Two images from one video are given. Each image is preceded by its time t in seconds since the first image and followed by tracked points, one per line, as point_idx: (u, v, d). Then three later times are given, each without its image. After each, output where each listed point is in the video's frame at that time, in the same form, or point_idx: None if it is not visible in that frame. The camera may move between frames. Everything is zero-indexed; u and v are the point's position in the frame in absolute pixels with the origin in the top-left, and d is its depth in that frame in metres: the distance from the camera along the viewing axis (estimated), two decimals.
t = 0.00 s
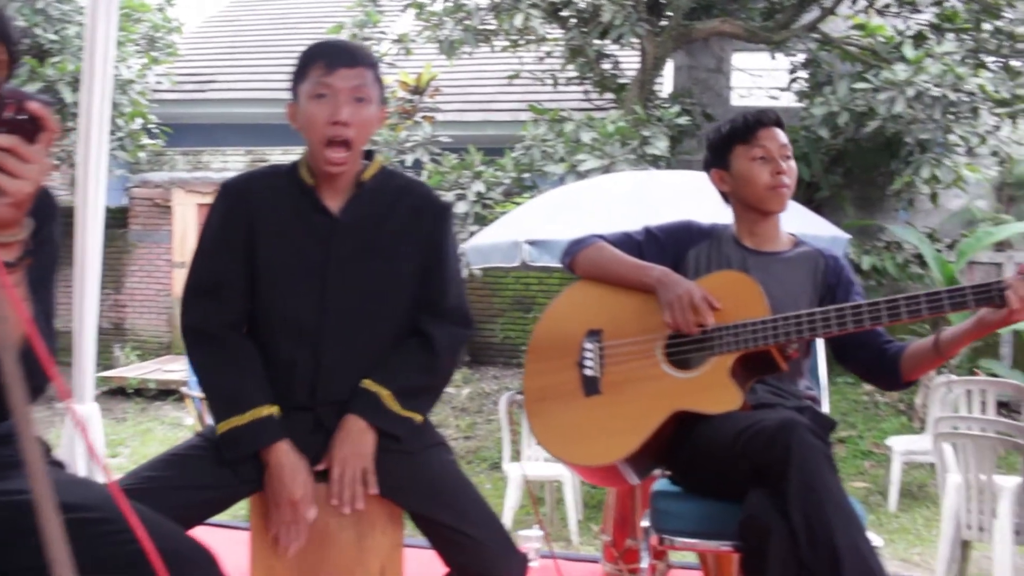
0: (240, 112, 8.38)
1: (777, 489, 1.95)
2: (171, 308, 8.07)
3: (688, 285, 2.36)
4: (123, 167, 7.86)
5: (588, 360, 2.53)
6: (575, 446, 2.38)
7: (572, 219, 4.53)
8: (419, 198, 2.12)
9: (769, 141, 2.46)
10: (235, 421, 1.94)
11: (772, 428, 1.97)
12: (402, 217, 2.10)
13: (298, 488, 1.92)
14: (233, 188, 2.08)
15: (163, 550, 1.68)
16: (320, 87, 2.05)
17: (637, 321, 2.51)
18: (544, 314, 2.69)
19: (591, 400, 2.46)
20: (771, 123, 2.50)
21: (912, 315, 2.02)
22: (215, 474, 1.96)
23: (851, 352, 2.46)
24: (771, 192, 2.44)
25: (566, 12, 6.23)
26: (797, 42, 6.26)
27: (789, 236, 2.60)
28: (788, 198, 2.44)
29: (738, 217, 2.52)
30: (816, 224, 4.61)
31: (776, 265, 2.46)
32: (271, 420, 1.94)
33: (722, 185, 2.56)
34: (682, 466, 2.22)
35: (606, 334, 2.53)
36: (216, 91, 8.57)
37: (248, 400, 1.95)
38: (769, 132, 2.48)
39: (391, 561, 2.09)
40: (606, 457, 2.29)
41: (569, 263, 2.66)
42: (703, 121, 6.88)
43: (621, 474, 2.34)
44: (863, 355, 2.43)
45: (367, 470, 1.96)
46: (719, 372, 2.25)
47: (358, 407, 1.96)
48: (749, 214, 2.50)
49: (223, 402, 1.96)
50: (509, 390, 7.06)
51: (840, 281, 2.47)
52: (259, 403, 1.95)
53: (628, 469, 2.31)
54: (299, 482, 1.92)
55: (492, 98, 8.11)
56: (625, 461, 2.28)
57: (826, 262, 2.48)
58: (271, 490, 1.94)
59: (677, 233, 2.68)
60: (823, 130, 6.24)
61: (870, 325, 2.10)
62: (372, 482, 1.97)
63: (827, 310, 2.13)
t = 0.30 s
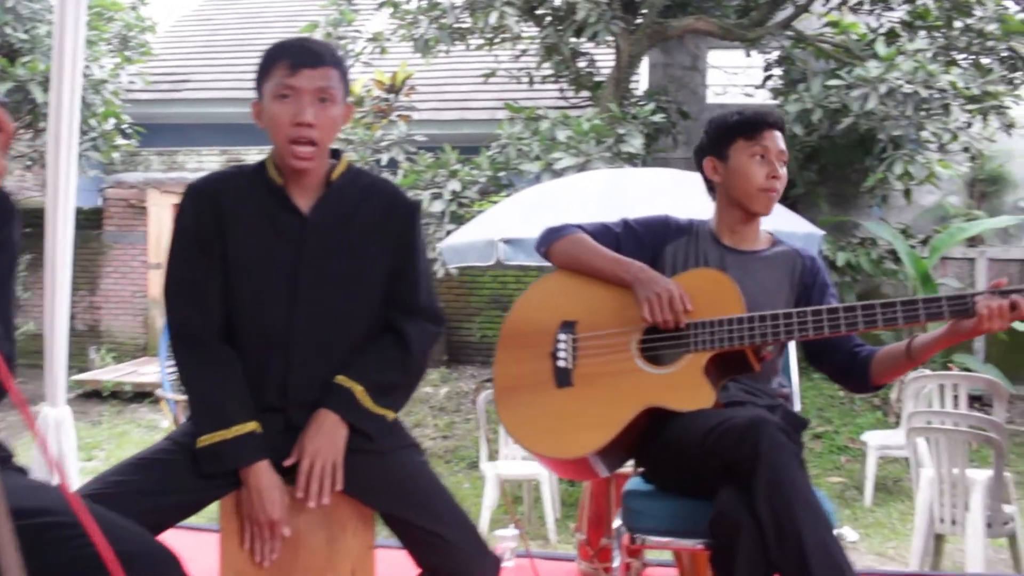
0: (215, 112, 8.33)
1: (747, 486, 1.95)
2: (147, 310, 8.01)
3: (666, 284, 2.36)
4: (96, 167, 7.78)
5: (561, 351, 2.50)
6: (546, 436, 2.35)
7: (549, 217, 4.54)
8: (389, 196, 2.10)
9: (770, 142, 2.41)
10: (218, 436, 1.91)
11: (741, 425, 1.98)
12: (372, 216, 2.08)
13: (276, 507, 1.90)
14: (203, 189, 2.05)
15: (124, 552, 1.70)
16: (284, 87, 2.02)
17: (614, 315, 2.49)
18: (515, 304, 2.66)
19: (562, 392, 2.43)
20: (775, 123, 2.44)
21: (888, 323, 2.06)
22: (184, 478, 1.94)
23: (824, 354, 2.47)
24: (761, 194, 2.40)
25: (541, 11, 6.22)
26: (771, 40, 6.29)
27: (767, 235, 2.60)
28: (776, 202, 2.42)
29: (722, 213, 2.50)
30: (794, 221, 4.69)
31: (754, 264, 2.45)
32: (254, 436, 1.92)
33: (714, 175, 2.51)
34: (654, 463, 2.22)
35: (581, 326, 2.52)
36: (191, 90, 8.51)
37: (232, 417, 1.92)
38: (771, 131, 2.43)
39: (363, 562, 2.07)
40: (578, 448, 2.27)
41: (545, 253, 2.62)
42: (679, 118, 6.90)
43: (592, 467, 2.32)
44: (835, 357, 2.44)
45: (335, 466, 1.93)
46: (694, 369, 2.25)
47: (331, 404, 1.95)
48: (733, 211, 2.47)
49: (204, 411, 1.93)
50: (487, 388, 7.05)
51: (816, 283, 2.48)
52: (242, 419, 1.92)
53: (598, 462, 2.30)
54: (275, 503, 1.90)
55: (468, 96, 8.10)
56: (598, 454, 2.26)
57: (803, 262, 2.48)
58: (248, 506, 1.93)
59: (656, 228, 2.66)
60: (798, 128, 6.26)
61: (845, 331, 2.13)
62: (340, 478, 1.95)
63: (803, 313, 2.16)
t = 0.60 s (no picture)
0: (189, 112, 8.27)
1: (719, 485, 1.95)
2: (121, 312, 7.93)
3: (647, 281, 2.33)
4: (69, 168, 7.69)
5: (538, 345, 2.46)
6: (520, 432, 2.32)
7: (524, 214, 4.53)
8: (357, 197, 2.09)
9: (760, 144, 2.40)
10: (187, 440, 1.89)
11: (715, 426, 1.97)
12: (340, 217, 2.06)
13: (245, 514, 1.88)
14: (168, 191, 2.03)
15: (81, 564, 1.74)
16: (247, 80, 2.00)
17: (591, 310, 2.46)
18: (493, 292, 2.58)
19: (538, 385, 2.40)
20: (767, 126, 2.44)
21: (867, 330, 2.09)
22: (152, 485, 1.92)
23: (796, 355, 2.47)
24: (745, 194, 2.39)
25: (516, 10, 6.21)
26: (744, 38, 6.30)
27: (743, 233, 2.59)
28: (758, 205, 2.42)
29: (703, 209, 2.48)
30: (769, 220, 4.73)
31: (731, 263, 2.44)
32: (222, 440, 1.90)
33: (700, 169, 2.47)
34: (627, 461, 2.21)
35: (557, 319, 2.47)
36: (165, 91, 8.44)
37: (200, 421, 1.90)
38: (764, 135, 2.42)
39: (335, 564, 2.06)
40: (555, 445, 2.25)
41: (522, 244, 2.58)
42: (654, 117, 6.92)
43: (565, 462, 2.30)
44: (809, 358, 2.44)
45: (306, 462, 1.91)
46: (672, 369, 2.24)
47: (305, 397, 1.94)
48: (716, 208, 2.46)
49: (172, 417, 1.91)
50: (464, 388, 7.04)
51: (791, 282, 2.47)
52: (208, 424, 1.91)
53: (571, 458, 2.28)
54: (246, 509, 1.89)
55: (443, 96, 8.08)
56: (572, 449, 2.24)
57: (779, 262, 2.48)
58: (217, 512, 1.91)
59: (632, 224, 2.64)
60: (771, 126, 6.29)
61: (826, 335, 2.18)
62: (311, 471, 1.93)
63: (784, 317, 2.20)
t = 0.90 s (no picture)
0: (162, 113, 8.20)
1: (691, 485, 1.95)
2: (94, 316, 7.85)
3: (624, 279, 2.31)
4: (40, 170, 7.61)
5: (512, 341, 2.41)
6: (491, 428, 2.28)
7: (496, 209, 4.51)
8: (323, 195, 2.07)
9: (739, 146, 2.41)
10: (151, 446, 1.87)
11: (689, 426, 1.97)
12: (305, 215, 2.05)
13: (211, 522, 1.86)
14: (130, 195, 2.00)
15: (34, 559, 1.69)
16: (207, 79, 1.98)
17: (566, 306, 2.42)
18: (459, 289, 2.51)
19: (512, 382, 2.35)
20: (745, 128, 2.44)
21: (842, 332, 2.15)
22: (118, 492, 1.89)
23: (765, 355, 2.47)
24: (720, 194, 2.40)
25: (491, 9, 6.20)
26: (718, 37, 6.32)
27: (714, 233, 2.59)
28: (732, 206, 2.42)
29: (677, 207, 2.47)
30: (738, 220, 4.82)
31: (705, 261, 2.44)
32: (188, 446, 1.89)
33: (677, 166, 2.47)
34: (601, 459, 2.20)
35: (532, 315, 2.42)
36: (138, 92, 8.37)
37: (164, 427, 1.88)
38: (741, 137, 2.43)
39: (304, 568, 2.04)
40: (530, 442, 2.21)
41: (495, 238, 2.55)
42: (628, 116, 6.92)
43: (537, 461, 2.27)
44: (777, 357, 2.45)
45: (280, 447, 1.90)
46: (646, 367, 2.24)
47: (281, 379, 1.92)
48: (689, 206, 2.46)
49: (136, 421, 1.88)
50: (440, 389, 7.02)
51: (763, 282, 2.47)
52: (174, 429, 1.89)
53: (544, 457, 2.26)
54: (212, 516, 1.87)
55: (418, 96, 8.06)
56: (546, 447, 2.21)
57: (751, 261, 2.48)
58: (183, 519, 1.88)
59: (606, 221, 2.62)
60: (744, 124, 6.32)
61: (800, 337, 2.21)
62: (285, 459, 1.91)
63: (760, 317, 2.21)
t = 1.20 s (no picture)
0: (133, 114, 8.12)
1: (655, 486, 1.94)
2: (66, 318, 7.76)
3: (596, 279, 2.29)
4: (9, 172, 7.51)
5: (481, 340, 2.41)
6: (461, 426, 2.29)
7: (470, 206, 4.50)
8: (287, 194, 2.07)
9: (707, 146, 2.41)
10: (114, 451, 1.85)
11: (654, 425, 1.96)
12: (270, 215, 2.04)
13: (176, 526, 1.85)
14: (91, 200, 1.98)
15: None
16: (168, 81, 1.97)
17: (536, 305, 2.40)
18: (421, 291, 2.50)
19: (482, 380, 2.35)
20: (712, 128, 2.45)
21: (812, 338, 2.15)
22: (81, 497, 1.87)
23: (731, 356, 2.48)
24: (688, 192, 2.40)
25: (464, 9, 6.17)
26: (690, 37, 6.32)
27: (682, 232, 2.59)
28: (698, 206, 2.42)
29: (644, 206, 2.47)
30: (711, 219, 4.84)
31: (672, 261, 2.43)
32: (152, 451, 1.87)
33: (645, 165, 2.47)
34: (569, 458, 2.18)
35: (502, 313, 2.42)
36: (109, 93, 8.28)
37: (129, 432, 1.87)
38: (708, 137, 2.44)
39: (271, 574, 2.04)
40: (500, 442, 2.22)
41: (464, 235, 2.51)
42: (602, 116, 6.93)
43: (506, 461, 2.27)
44: (745, 359, 2.45)
45: (247, 432, 1.87)
46: (617, 368, 2.24)
47: (253, 368, 1.92)
48: (657, 206, 2.45)
49: (100, 426, 1.86)
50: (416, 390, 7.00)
51: (730, 283, 2.48)
52: (138, 435, 1.87)
53: (513, 457, 2.26)
54: (176, 522, 1.85)
55: (392, 96, 8.03)
56: (516, 447, 2.22)
57: (720, 260, 2.48)
58: (147, 524, 1.86)
59: (575, 219, 2.61)
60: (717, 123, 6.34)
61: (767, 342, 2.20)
62: (250, 444, 1.88)
63: (731, 322, 2.21)
